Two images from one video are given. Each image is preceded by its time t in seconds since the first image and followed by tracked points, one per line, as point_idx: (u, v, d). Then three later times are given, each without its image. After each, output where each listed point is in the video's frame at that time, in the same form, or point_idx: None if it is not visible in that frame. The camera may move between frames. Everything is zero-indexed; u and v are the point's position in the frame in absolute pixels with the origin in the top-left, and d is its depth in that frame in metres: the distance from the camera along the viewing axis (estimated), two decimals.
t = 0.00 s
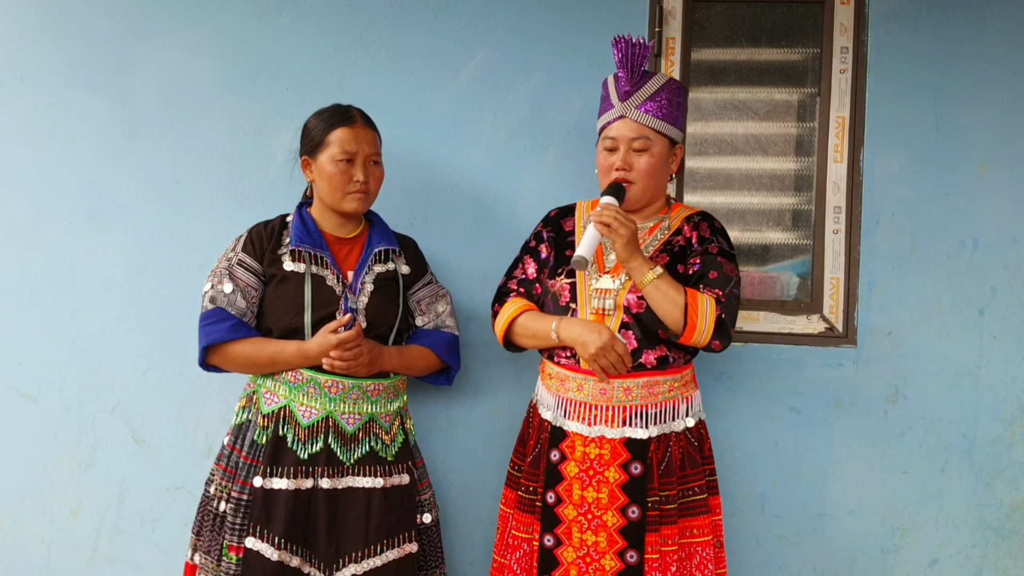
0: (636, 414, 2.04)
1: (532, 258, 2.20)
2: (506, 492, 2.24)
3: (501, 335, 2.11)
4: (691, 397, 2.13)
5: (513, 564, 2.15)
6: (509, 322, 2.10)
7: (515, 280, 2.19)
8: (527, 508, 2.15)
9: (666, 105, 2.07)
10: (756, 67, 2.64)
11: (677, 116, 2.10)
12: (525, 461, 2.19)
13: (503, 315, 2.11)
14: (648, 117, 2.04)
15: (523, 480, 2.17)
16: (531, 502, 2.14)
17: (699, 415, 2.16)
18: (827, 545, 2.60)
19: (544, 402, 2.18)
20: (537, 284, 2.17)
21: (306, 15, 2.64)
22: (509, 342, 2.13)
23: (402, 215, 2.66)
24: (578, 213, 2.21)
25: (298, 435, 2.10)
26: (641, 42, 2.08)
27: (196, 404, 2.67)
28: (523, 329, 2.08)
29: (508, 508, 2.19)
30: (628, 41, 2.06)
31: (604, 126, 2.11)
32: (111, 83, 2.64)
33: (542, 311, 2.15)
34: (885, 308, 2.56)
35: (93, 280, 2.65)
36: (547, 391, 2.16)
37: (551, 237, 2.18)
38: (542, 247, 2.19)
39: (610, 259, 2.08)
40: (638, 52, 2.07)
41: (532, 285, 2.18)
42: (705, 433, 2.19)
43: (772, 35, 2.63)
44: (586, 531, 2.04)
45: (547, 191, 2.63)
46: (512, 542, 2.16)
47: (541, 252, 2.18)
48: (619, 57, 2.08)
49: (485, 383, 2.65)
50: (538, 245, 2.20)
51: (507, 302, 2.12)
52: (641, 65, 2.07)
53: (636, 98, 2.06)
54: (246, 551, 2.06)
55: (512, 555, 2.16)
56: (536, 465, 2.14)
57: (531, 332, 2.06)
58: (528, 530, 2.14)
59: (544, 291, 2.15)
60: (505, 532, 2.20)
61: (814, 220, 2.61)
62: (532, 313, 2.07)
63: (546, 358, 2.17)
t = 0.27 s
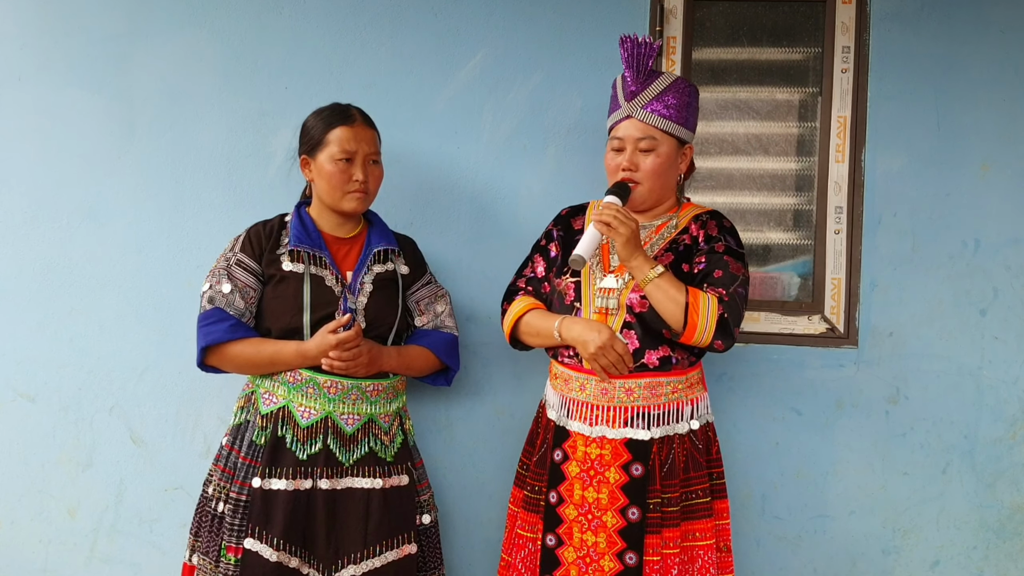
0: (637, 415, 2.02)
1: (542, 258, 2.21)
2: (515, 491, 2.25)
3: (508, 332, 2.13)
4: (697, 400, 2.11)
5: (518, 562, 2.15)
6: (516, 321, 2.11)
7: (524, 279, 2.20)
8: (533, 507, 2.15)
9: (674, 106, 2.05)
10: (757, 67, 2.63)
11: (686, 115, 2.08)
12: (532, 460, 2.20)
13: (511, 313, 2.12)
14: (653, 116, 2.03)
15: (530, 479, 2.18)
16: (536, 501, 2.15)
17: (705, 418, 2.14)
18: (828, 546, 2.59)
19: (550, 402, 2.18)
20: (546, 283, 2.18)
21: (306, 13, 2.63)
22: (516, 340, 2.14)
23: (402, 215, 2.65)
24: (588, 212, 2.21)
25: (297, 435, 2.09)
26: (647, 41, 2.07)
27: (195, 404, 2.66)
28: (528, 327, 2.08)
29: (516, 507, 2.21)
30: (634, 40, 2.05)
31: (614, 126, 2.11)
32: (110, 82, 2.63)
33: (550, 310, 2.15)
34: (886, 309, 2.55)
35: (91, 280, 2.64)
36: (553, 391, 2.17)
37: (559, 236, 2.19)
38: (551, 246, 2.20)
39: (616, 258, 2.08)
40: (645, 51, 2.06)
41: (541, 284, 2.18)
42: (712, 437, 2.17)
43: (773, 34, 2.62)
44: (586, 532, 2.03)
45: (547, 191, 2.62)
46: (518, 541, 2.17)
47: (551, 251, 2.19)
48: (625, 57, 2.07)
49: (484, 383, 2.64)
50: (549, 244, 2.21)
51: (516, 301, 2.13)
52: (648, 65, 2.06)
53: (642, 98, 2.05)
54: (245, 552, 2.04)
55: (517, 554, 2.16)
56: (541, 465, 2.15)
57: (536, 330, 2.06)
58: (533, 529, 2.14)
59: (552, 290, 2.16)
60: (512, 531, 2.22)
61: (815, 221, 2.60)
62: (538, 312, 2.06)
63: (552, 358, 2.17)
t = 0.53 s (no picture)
0: (638, 415, 2.02)
1: (545, 258, 2.22)
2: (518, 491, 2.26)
3: (511, 331, 2.14)
4: (699, 400, 2.10)
5: (521, 561, 2.16)
6: (518, 320, 2.12)
7: (527, 279, 2.22)
8: (535, 506, 2.16)
9: (674, 105, 2.06)
10: (756, 67, 2.64)
11: (688, 115, 2.08)
12: (534, 460, 2.21)
13: (513, 313, 2.13)
14: (654, 116, 2.04)
15: (532, 479, 2.19)
16: (538, 500, 2.16)
17: (707, 418, 2.13)
18: (827, 546, 2.59)
19: (552, 401, 2.19)
20: (549, 283, 2.19)
21: (305, 13, 2.63)
22: (518, 339, 2.14)
23: (401, 215, 2.66)
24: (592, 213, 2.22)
25: (297, 435, 2.09)
26: (647, 41, 2.07)
27: (194, 404, 2.67)
28: (530, 327, 2.08)
29: (518, 507, 2.21)
30: (634, 41, 2.06)
31: (615, 127, 2.11)
32: (110, 82, 2.63)
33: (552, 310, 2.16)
34: (885, 309, 2.55)
35: (91, 280, 2.65)
36: (555, 390, 2.18)
37: (562, 236, 2.21)
38: (554, 247, 2.21)
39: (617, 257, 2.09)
40: (646, 51, 2.06)
41: (543, 285, 2.20)
42: (714, 437, 2.17)
43: (772, 35, 2.63)
44: (587, 531, 2.04)
45: (546, 191, 2.63)
46: (520, 540, 2.18)
47: (554, 251, 2.20)
48: (625, 58, 2.07)
49: (484, 383, 2.65)
50: (552, 245, 2.22)
51: (518, 300, 2.14)
52: (648, 65, 2.06)
53: (642, 98, 2.05)
54: (244, 552, 2.05)
55: (519, 553, 2.17)
56: (543, 464, 2.16)
57: (538, 330, 2.06)
58: (535, 528, 2.15)
59: (555, 290, 2.17)
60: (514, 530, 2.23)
61: (815, 221, 2.60)
62: (540, 311, 2.07)
63: (554, 357, 2.18)
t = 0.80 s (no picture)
0: (637, 415, 2.03)
1: (540, 258, 2.21)
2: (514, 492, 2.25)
3: (507, 333, 2.13)
4: (695, 400, 2.11)
5: (517, 563, 2.15)
6: (515, 321, 2.11)
7: (522, 280, 2.20)
8: (531, 507, 2.15)
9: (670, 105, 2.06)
10: (754, 69, 2.64)
11: (682, 116, 2.09)
12: (530, 461, 2.21)
13: (509, 314, 2.12)
14: (649, 117, 2.04)
15: (528, 480, 2.18)
16: (535, 501, 2.15)
17: (703, 418, 2.14)
18: (826, 547, 2.59)
19: (549, 402, 2.18)
20: (544, 284, 2.18)
21: (305, 14, 2.63)
22: (514, 340, 2.14)
23: (401, 216, 2.66)
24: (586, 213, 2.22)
25: (297, 435, 2.09)
26: (644, 42, 2.05)
27: (193, 404, 2.67)
28: (527, 328, 2.08)
29: (514, 508, 2.21)
30: (631, 43, 2.05)
31: (610, 128, 2.11)
32: (109, 83, 2.63)
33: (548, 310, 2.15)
34: (884, 310, 2.56)
35: (90, 280, 2.65)
36: (552, 391, 2.17)
37: (557, 237, 2.20)
38: (550, 247, 2.20)
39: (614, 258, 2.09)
40: (642, 53, 2.05)
41: (539, 285, 2.19)
42: (710, 437, 2.18)
43: (770, 36, 2.63)
44: (585, 531, 2.04)
45: (545, 192, 2.63)
46: (517, 541, 2.17)
47: (549, 252, 2.19)
48: (621, 58, 2.07)
49: (483, 383, 2.65)
50: (546, 245, 2.21)
51: (514, 302, 2.13)
52: (643, 66, 2.06)
53: (637, 99, 2.06)
54: (243, 552, 2.05)
55: (516, 554, 2.16)
56: (540, 465, 2.16)
57: (536, 331, 2.06)
58: (531, 529, 2.15)
59: (550, 291, 2.16)
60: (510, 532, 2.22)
61: (813, 222, 2.60)
62: (537, 312, 2.07)
63: (551, 358, 2.18)
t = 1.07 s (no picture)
0: (633, 414, 2.04)
1: (530, 259, 2.20)
2: (504, 494, 2.24)
3: (498, 335, 2.11)
4: (688, 398, 2.13)
5: (512, 564, 2.15)
6: (506, 323, 2.09)
7: (512, 280, 2.19)
8: (526, 508, 2.15)
9: (659, 105, 2.07)
10: (753, 69, 2.65)
11: (670, 116, 2.10)
12: (523, 462, 2.20)
13: (501, 316, 2.10)
14: (640, 118, 2.05)
15: (522, 481, 2.17)
16: (530, 502, 2.15)
17: (696, 416, 2.16)
18: (825, 547, 2.60)
19: (542, 402, 2.18)
20: (535, 284, 2.17)
21: (305, 15, 2.64)
22: (506, 342, 2.13)
23: (401, 217, 2.67)
24: (575, 214, 2.22)
25: (297, 436, 2.09)
26: (632, 44, 2.08)
27: (193, 405, 2.67)
28: (520, 330, 2.07)
29: (507, 510, 2.20)
30: (619, 43, 2.07)
31: (599, 129, 2.11)
32: (109, 83, 2.64)
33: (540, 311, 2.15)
34: (882, 310, 2.56)
35: (91, 281, 2.65)
36: (545, 391, 2.16)
37: (547, 239, 2.19)
38: (539, 248, 2.20)
39: (607, 258, 2.09)
40: (629, 54, 2.07)
41: (530, 286, 2.18)
42: (702, 435, 2.20)
43: (770, 37, 2.64)
44: (584, 531, 2.04)
45: (544, 193, 2.64)
46: (511, 543, 2.16)
47: (539, 252, 2.19)
48: (611, 60, 2.08)
49: (483, 384, 2.66)
50: (536, 246, 2.20)
51: (505, 303, 2.12)
52: (632, 67, 2.07)
53: (628, 100, 2.06)
54: (244, 552, 2.06)
55: (510, 556, 2.16)
56: (534, 465, 2.15)
57: (529, 333, 2.05)
58: (526, 530, 2.14)
59: (542, 291, 2.15)
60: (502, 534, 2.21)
61: (812, 222, 2.61)
62: (530, 313, 2.06)
63: (543, 358, 2.17)
